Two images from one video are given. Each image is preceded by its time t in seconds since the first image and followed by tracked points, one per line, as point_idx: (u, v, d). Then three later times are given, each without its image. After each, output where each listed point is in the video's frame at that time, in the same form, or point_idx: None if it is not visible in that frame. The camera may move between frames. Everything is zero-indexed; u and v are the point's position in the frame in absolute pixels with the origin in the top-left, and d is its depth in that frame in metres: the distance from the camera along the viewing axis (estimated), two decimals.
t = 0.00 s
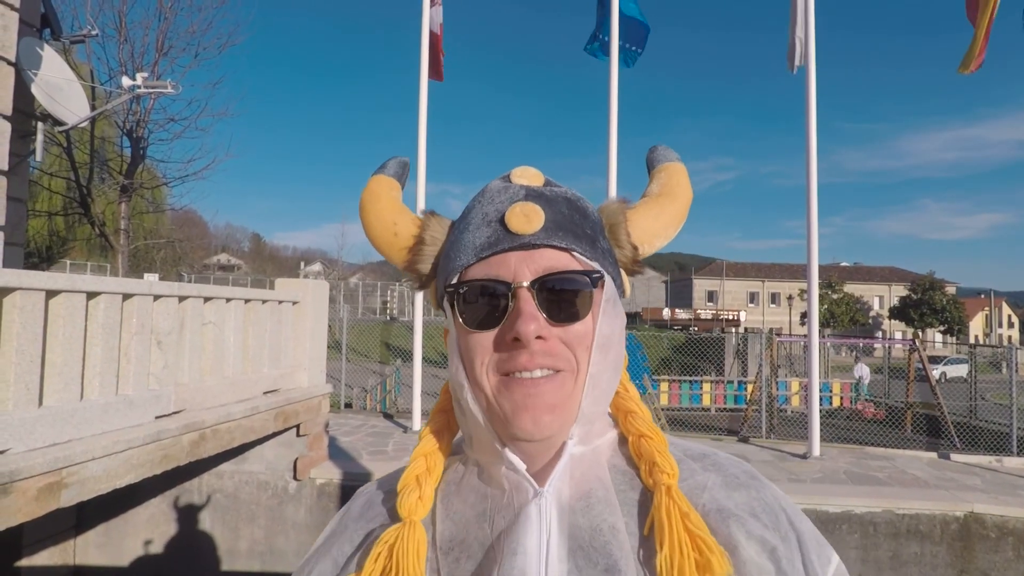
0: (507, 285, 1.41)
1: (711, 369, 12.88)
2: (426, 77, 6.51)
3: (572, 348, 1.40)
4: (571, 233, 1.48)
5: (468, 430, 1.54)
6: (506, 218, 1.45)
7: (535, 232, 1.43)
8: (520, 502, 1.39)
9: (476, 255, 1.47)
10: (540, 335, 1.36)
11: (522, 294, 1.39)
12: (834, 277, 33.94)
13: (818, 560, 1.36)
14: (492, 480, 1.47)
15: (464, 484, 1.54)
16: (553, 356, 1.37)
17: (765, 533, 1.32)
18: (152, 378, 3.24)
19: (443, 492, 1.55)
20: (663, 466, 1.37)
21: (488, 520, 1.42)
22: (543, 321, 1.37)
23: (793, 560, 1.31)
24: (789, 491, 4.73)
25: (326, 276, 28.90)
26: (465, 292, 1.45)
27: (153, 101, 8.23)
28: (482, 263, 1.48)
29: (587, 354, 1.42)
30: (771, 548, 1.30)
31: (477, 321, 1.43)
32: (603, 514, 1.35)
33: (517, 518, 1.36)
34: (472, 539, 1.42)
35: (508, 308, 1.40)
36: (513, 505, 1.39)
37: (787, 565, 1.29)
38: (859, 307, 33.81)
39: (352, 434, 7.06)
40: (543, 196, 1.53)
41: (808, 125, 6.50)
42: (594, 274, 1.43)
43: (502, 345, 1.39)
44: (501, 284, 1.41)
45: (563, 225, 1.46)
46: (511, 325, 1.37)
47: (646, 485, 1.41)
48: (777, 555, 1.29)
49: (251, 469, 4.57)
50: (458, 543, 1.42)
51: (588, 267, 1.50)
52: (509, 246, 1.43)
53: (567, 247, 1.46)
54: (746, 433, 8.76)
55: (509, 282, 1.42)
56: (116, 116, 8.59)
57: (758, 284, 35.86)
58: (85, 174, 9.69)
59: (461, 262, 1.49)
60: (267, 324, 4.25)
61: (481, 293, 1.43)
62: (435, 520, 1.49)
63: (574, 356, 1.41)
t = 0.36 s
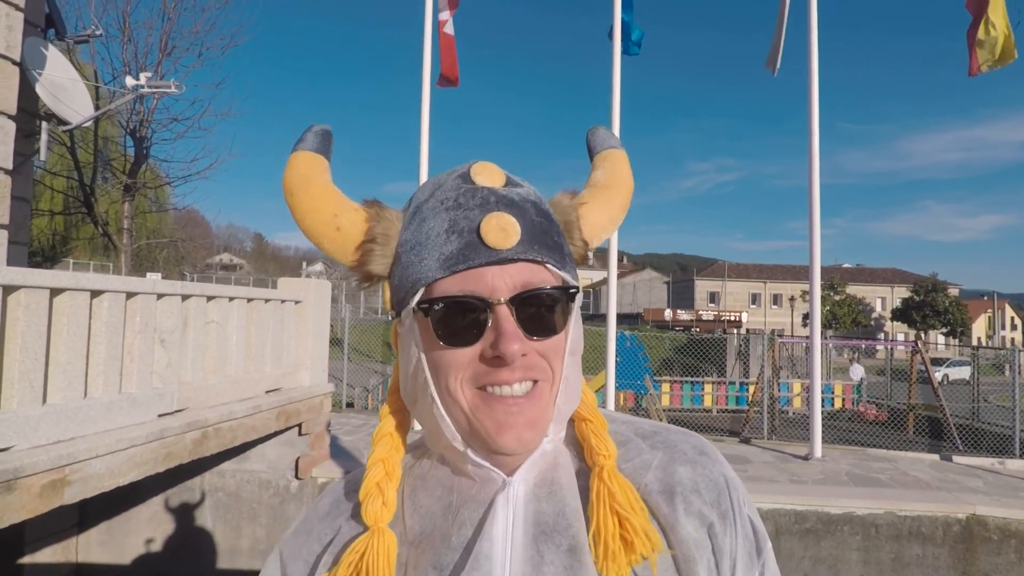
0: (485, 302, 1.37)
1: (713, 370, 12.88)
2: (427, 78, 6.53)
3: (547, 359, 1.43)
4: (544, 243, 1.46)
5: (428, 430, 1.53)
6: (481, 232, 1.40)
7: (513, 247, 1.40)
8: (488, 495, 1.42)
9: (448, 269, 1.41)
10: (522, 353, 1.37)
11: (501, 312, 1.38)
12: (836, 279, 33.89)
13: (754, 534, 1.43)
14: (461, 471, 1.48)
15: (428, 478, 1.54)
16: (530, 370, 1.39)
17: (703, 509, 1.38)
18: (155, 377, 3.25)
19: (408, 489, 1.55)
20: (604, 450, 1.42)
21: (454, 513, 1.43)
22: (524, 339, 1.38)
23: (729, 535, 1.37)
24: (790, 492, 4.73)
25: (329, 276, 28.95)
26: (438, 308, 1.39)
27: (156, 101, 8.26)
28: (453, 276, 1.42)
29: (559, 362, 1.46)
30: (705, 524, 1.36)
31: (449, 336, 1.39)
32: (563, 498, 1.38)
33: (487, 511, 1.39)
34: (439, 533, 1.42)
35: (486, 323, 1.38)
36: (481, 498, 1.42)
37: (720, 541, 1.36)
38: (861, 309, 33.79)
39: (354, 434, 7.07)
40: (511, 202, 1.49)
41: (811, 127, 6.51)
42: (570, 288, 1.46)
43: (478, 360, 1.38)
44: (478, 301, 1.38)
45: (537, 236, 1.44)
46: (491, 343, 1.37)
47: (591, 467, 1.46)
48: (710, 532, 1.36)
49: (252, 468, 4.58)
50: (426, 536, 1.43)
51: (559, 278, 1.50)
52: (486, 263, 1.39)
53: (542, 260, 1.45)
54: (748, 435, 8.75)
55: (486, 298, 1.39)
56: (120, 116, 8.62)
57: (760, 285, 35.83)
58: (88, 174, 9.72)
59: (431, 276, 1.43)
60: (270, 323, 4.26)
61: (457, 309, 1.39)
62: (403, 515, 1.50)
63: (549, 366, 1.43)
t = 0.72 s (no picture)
0: (481, 317, 1.37)
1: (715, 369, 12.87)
2: (430, 77, 6.52)
3: (541, 373, 1.43)
4: (542, 254, 1.45)
5: (417, 431, 1.51)
6: (477, 244, 1.38)
7: (511, 260, 1.39)
8: (483, 500, 1.43)
9: (443, 281, 1.39)
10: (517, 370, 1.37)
11: (497, 327, 1.37)
12: (839, 278, 33.83)
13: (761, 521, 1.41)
14: (452, 476, 1.48)
15: (422, 479, 1.54)
16: (525, 387, 1.39)
17: (699, 501, 1.39)
18: (158, 376, 3.26)
19: (402, 493, 1.53)
20: (601, 452, 1.43)
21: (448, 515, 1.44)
22: (520, 354, 1.38)
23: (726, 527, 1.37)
24: (794, 491, 4.71)
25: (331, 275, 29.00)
26: (434, 324, 1.39)
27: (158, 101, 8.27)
28: (447, 288, 1.40)
29: (553, 375, 1.46)
30: (703, 516, 1.37)
31: (444, 351, 1.38)
32: (558, 501, 1.40)
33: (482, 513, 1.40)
34: (436, 537, 1.42)
35: (481, 339, 1.37)
36: (476, 502, 1.43)
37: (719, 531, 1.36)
38: (864, 308, 33.76)
39: (356, 434, 7.07)
40: (508, 209, 1.46)
41: (814, 126, 6.49)
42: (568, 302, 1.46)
43: (472, 376, 1.38)
44: (474, 316, 1.37)
45: (535, 247, 1.43)
46: (486, 359, 1.36)
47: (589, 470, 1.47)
48: (708, 522, 1.36)
49: (255, 467, 4.58)
50: (417, 539, 1.42)
51: (557, 287, 1.49)
52: (482, 276, 1.38)
53: (540, 272, 1.44)
54: (751, 434, 8.73)
55: (482, 311, 1.39)
56: (122, 116, 8.64)
57: (763, 284, 35.81)
58: (92, 174, 9.74)
59: (427, 286, 1.41)
60: (273, 322, 4.26)
61: (451, 323, 1.38)
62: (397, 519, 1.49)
63: (542, 380, 1.44)
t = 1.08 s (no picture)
0: (510, 302, 1.40)
1: (716, 367, 12.87)
2: (430, 75, 6.50)
3: (564, 369, 1.43)
4: (582, 252, 1.45)
5: (451, 412, 1.57)
6: (517, 233, 1.41)
7: (547, 252, 1.41)
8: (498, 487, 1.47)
9: (483, 263, 1.44)
10: (536, 357, 1.38)
11: (523, 314, 1.40)
12: (840, 275, 33.74)
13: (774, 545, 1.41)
14: (476, 460, 1.52)
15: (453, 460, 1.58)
16: (545, 377, 1.40)
17: (728, 510, 1.37)
18: (159, 376, 3.26)
19: (433, 470, 1.57)
20: (637, 459, 1.42)
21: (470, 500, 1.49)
22: (542, 344, 1.39)
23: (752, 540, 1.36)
24: (796, 489, 4.70)
25: (332, 274, 28.99)
26: (467, 301, 1.43)
27: (158, 100, 8.26)
28: (486, 271, 1.45)
29: (578, 375, 1.46)
30: (730, 525, 1.34)
31: (474, 329, 1.43)
32: (579, 497, 1.44)
33: (500, 502, 1.44)
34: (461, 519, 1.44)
35: (508, 323, 1.41)
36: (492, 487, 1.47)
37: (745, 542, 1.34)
38: (866, 305, 33.74)
39: (358, 432, 7.07)
40: (557, 205, 1.49)
41: (814, 123, 6.47)
42: (599, 303, 1.45)
43: (497, 357, 1.42)
44: (503, 300, 1.41)
45: (575, 245, 1.44)
46: (509, 343, 1.39)
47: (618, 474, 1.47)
48: (736, 532, 1.34)
49: (256, 466, 4.58)
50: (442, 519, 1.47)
51: (593, 287, 1.49)
52: (517, 263, 1.41)
53: (576, 269, 1.44)
54: (752, 431, 8.72)
55: (512, 298, 1.42)
56: (123, 116, 8.64)
57: (764, 282, 35.78)
58: (92, 174, 9.74)
59: (467, 267, 1.46)
60: (274, 321, 4.27)
61: (481, 304, 1.43)
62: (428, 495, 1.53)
63: (565, 376, 1.44)
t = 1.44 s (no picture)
0: (560, 286, 1.41)
1: (716, 367, 12.87)
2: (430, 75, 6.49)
3: (608, 361, 1.43)
4: (636, 252, 1.46)
5: (485, 411, 1.58)
6: (578, 222, 1.43)
7: (603, 244, 1.42)
8: (525, 488, 1.47)
9: (539, 248, 1.45)
10: (581, 343, 1.39)
11: (574, 299, 1.40)
12: (840, 275, 33.74)
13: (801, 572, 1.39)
14: (506, 458, 1.52)
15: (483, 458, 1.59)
16: (588, 366, 1.40)
17: (759, 531, 1.35)
18: (157, 376, 3.25)
19: (462, 469, 1.58)
20: (668, 475, 1.41)
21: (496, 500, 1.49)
22: (588, 330, 1.39)
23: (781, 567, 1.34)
24: (794, 490, 4.70)
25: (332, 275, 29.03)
26: (520, 281, 1.44)
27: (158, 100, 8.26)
28: (542, 257, 1.46)
29: (620, 371, 1.46)
30: (761, 549, 1.32)
31: (524, 311, 1.43)
32: (605, 506, 1.42)
33: (525, 503, 1.44)
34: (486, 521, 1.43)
35: (557, 307, 1.41)
36: (519, 488, 1.47)
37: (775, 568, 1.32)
38: (866, 306, 33.77)
39: (358, 433, 7.08)
40: (617, 206, 1.50)
41: (814, 123, 6.47)
42: (649, 301, 1.44)
43: (543, 340, 1.42)
44: (554, 283, 1.41)
45: (631, 243, 1.45)
46: (556, 326, 1.40)
47: (646, 488, 1.46)
48: (766, 557, 1.32)
49: (256, 467, 4.58)
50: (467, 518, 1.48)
51: (642, 287, 1.49)
52: (574, 251, 1.42)
53: (628, 265, 1.45)
54: (752, 432, 8.72)
55: (563, 284, 1.42)
56: (123, 116, 8.65)
57: (764, 283, 35.78)
58: (93, 174, 9.75)
59: (523, 251, 1.47)
60: (272, 322, 4.26)
61: (532, 287, 1.43)
62: (454, 494, 1.53)
63: (607, 369, 1.44)
